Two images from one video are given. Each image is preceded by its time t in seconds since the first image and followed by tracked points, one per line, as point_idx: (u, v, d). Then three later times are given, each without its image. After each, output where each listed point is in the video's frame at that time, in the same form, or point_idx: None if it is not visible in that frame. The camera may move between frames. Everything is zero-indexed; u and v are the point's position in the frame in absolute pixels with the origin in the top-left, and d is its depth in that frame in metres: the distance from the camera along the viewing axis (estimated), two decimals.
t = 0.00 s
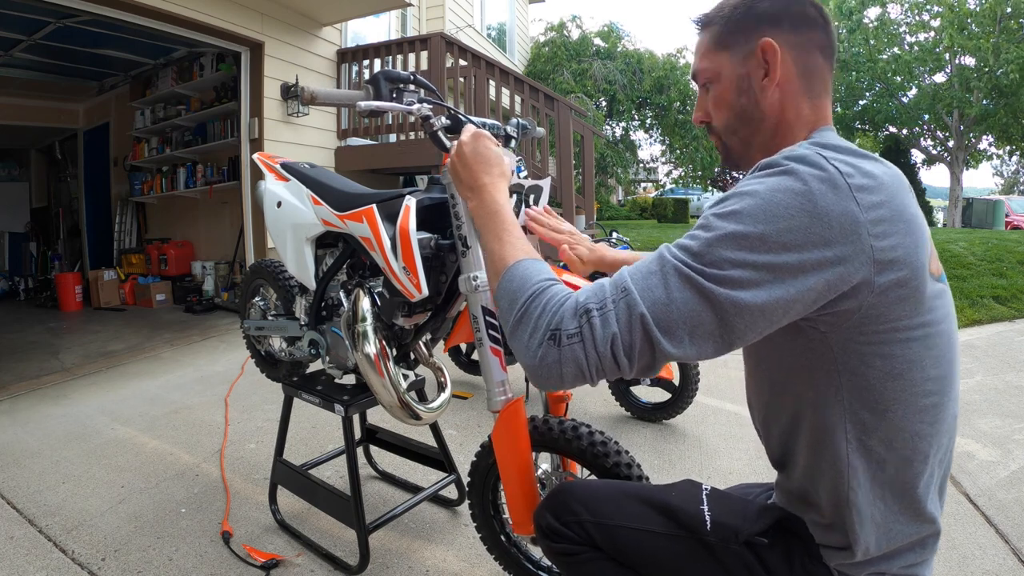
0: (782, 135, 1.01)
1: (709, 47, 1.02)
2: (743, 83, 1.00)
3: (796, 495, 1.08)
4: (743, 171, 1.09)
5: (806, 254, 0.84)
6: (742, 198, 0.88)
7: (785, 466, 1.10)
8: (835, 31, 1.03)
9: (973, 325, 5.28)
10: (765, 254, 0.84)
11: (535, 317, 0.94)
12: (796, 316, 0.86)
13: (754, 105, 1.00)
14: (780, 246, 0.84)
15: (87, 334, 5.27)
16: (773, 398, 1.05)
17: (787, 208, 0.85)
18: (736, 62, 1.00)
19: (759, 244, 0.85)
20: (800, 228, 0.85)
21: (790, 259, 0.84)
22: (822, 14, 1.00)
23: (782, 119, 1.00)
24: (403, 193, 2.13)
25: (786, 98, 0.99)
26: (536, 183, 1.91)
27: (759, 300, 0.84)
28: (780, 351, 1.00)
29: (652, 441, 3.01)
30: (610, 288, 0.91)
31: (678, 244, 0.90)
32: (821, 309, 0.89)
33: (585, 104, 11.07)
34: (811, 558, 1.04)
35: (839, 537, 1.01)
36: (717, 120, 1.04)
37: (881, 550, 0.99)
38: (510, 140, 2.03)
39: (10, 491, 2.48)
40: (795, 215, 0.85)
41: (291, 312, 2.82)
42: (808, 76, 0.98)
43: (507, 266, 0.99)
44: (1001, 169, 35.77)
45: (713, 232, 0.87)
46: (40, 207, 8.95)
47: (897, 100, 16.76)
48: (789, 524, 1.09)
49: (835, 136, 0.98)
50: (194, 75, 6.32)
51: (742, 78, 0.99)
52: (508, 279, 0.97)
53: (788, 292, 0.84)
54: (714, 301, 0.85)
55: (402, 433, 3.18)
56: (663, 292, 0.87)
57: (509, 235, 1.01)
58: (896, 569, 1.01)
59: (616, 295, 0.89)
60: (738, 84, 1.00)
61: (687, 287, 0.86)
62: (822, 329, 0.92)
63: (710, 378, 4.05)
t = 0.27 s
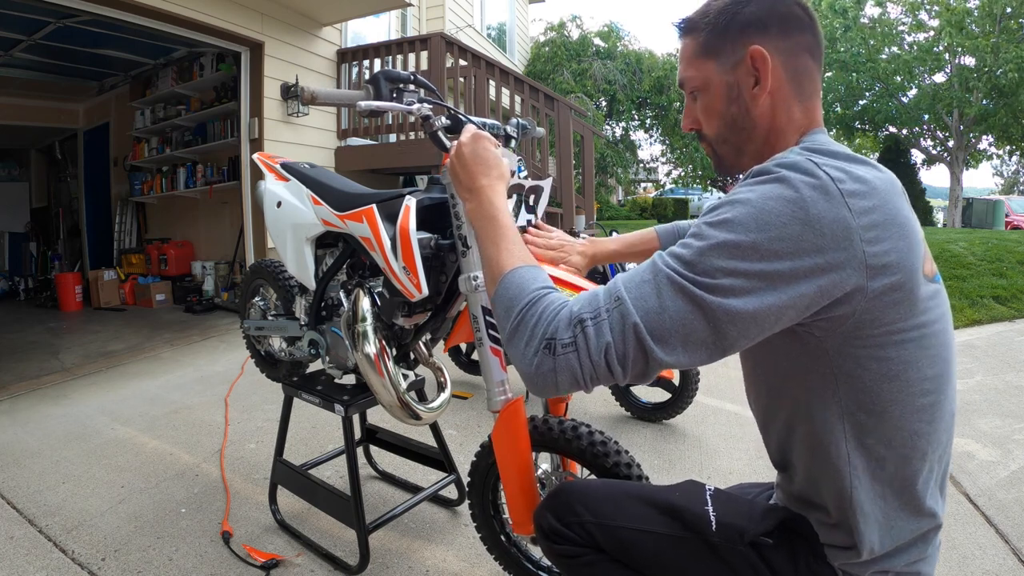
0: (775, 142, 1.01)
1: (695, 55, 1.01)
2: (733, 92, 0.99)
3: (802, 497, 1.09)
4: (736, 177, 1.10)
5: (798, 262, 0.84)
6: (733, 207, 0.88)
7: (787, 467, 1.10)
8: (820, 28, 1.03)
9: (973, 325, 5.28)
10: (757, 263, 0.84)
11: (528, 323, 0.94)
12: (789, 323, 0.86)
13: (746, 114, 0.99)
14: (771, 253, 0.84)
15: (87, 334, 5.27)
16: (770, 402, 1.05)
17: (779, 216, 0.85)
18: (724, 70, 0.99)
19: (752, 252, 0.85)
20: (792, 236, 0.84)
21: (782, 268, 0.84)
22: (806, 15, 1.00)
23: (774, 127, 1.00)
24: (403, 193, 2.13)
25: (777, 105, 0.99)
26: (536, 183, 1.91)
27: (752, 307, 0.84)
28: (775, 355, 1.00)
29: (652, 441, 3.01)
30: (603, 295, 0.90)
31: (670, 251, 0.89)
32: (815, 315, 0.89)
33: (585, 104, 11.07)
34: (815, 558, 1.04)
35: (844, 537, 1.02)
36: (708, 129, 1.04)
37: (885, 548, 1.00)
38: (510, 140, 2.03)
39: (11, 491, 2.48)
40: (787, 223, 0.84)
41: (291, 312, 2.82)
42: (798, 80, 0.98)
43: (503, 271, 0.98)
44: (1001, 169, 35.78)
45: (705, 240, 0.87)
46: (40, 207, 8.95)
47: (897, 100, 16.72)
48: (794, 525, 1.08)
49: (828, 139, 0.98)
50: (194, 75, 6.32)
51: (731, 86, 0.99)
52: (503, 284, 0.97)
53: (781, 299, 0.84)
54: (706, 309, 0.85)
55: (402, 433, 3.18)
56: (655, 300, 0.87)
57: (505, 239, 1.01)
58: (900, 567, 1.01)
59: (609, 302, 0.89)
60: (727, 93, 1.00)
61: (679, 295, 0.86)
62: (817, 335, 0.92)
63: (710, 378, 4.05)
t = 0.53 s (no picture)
0: (786, 140, 1.02)
1: (709, 48, 1.00)
2: (746, 88, 0.99)
3: (807, 497, 1.09)
4: (744, 173, 1.10)
5: (809, 263, 0.84)
6: (745, 206, 0.88)
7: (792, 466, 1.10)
8: (832, 23, 1.03)
9: (973, 325, 5.28)
10: (768, 264, 0.84)
11: (536, 322, 0.93)
12: (798, 324, 0.86)
13: (759, 110, 0.99)
14: (782, 255, 0.84)
15: (87, 334, 5.27)
16: (776, 401, 1.05)
17: (791, 217, 0.85)
18: (738, 65, 0.98)
19: (763, 254, 0.84)
20: (804, 237, 0.84)
21: (793, 269, 0.84)
22: (821, 11, 1.00)
23: (786, 123, 1.00)
24: (403, 193, 2.13)
25: (790, 102, 0.99)
26: (536, 183, 1.91)
27: (761, 309, 0.84)
28: (783, 354, 1.00)
29: (652, 441, 3.01)
30: (612, 295, 0.90)
31: (681, 251, 0.89)
32: (825, 317, 0.89)
33: (585, 104, 11.08)
34: (818, 558, 1.03)
35: (849, 537, 1.02)
36: (720, 124, 1.03)
37: (889, 549, 1.00)
38: (510, 140, 2.03)
39: (10, 491, 2.48)
40: (799, 225, 0.84)
41: (291, 312, 2.82)
42: (811, 77, 0.98)
43: (509, 268, 0.98)
44: (1001, 169, 35.79)
45: (716, 240, 0.86)
46: (40, 207, 8.95)
47: (897, 100, 16.72)
48: (796, 525, 1.08)
49: (840, 138, 0.99)
50: (194, 75, 6.32)
51: (745, 81, 0.99)
52: (509, 282, 0.97)
53: (790, 301, 0.84)
54: (716, 310, 0.85)
55: (402, 433, 3.18)
56: (665, 300, 0.87)
57: (509, 237, 1.01)
58: (903, 567, 1.02)
59: (617, 301, 0.89)
60: (741, 88, 0.99)
61: (689, 296, 0.86)
62: (825, 336, 0.92)
63: (710, 378, 4.05)
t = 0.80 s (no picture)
0: (783, 144, 1.02)
1: (703, 51, 1.00)
2: (741, 92, 0.99)
3: (805, 499, 1.08)
4: (740, 177, 1.10)
5: (805, 271, 0.84)
6: (741, 214, 0.88)
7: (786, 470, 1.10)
8: (827, 24, 1.03)
9: (973, 326, 5.28)
10: (764, 272, 0.84)
11: (529, 327, 0.93)
12: (793, 333, 0.86)
13: (755, 114, 0.99)
14: (777, 263, 0.84)
15: (87, 334, 5.27)
16: (772, 406, 1.05)
17: (787, 225, 0.85)
18: (733, 68, 0.98)
19: (758, 262, 0.84)
20: (800, 246, 0.84)
21: (788, 278, 0.84)
22: (816, 12, 0.99)
23: (783, 127, 1.00)
24: (403, 193, 2.13)
25: (785, 106, 0.99)
26: (536, 183, 1.91)
27: (756, 317, 0.84)
28: (779, 360, 1.00)
29: (652, 441, 3.01)
30: (606, 302, 0.90)
31: (676, 258, 0.89)
32: (820, 324, 0.89)
33: (585, 104, 11.08)
34: (817, 558, 1.03)
35: (847, 540, 1.02)
36: (714, 128, 1.03)
37: (888, 552, 1.00)
38: (510, 139, 2.03)
39: (11, 491, 2.48)
40: (795, 233, 0.84)
41: (291, 312, 2.82)
42: (806, 81, 0.99)
43: (503, 274, 0.98)
44: (1002, 168, 35.78)
45: (711, 248, 0.86)
46: (40, 207, 8.95)
47: (897, 100, 16.49)
48: (795, 524, 1.08)
49: (837, 141, 0.99)
50: (194, 75, 6.32)
51: (739, 86, 0.99)
52: (503, 286, 0.97)
53: (785, 309, 0.84)
54: (710, 318, 0.85)
55: (402, 433, 3.18)
56: (660, 308, 0.87)
57: (504, 241, 1.01)
58: (901, 567, 1.02)
59: (611, 308, 0.89)
60: (736, 92, 0.99)
61: (684, 304, 0.86)
62: (821, 343, 0.92)
63: (710, 378, 4.05)
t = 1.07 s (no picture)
0: (789, 141, 1.02)
1: (709, 48, 1.00)
2: (747, 89, 0.99)
3: (803, 498, 1.08)
4: (745, 175, 1.10)
5: (809, 272, 0.84)
6: (746, 213, 0.88)
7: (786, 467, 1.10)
8: (834, 20, 1.03)
9: (973, 325, 5.28)
10: (768, 272, 0.84)
11: (531, 326, 0.93)
12: (796, 332, 0.86)
13: (761, 112, 0.99)
14: (782, 263, 0.84)
15: (87, 334, 5.27)
16: (774, 405, 1.05)
17: (792, 224, 0.85)
18: (739, 66, 0.98)
19: (763, 262, 0.84)
20: (804, 246, 0.84)
21: (793, 278, 0.84)
22: (822, 8, 0.99)
23: (789, 125, 1.00)
24: (403, 193, 2.13)
25: (792, 103, 0.99)
26: (536, 183, 1.91)
27: (759, 317, 0.84)
28: (781, 359, 1.00)
29: (652, 441, 3.01)
30: (609, 301, 0.90)
31: (680, 258, 0.89)
32: (825, 324, 0.89)
33: (585, 104, 11.09)
34: (815, 558, 1.03)
35: (845, 539, 1.02)
36: (720, 126, 1.03)
37: (886, 552, 1.00)
38: (512, 139, 2.03)
39: (10, 491, 2.48)
40: (799, 233, 0.84)
41: (291, 312, 2.82)
42: (812, 78, 0.98)
43: (505, 273, 0.98)
44: (1002, 168, 35.79)
45: (716, 248, 0.86)
46: (40, 207, 8.95)
47: (898, 100, 16.63)
48: (792, 524, 1.08)
49: (843, 138, 0.99)
50: (194, 75, 6.32)
51: (745, 83, 0.99)
52: (505, 285, 0.97)
53: (788, 309, 0.84)
54: (713, 318, 0.85)
55: (402, 433, 3.18)
56: (663, 308, 0.87)
57: (505, 240, 1.01)
58: (899, 567, 1.02)
59: (614, 308, 0.89)
60: (742, 90, 0.99)
61: (687, 304, 0.86)
62: (824, 343, 0.92)
63: (710, 378, 4.05)
